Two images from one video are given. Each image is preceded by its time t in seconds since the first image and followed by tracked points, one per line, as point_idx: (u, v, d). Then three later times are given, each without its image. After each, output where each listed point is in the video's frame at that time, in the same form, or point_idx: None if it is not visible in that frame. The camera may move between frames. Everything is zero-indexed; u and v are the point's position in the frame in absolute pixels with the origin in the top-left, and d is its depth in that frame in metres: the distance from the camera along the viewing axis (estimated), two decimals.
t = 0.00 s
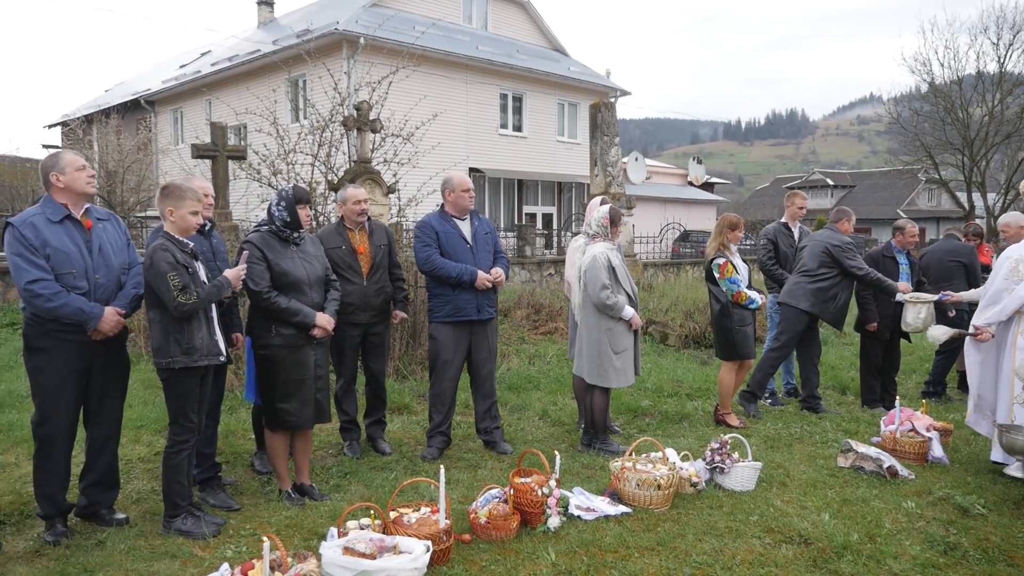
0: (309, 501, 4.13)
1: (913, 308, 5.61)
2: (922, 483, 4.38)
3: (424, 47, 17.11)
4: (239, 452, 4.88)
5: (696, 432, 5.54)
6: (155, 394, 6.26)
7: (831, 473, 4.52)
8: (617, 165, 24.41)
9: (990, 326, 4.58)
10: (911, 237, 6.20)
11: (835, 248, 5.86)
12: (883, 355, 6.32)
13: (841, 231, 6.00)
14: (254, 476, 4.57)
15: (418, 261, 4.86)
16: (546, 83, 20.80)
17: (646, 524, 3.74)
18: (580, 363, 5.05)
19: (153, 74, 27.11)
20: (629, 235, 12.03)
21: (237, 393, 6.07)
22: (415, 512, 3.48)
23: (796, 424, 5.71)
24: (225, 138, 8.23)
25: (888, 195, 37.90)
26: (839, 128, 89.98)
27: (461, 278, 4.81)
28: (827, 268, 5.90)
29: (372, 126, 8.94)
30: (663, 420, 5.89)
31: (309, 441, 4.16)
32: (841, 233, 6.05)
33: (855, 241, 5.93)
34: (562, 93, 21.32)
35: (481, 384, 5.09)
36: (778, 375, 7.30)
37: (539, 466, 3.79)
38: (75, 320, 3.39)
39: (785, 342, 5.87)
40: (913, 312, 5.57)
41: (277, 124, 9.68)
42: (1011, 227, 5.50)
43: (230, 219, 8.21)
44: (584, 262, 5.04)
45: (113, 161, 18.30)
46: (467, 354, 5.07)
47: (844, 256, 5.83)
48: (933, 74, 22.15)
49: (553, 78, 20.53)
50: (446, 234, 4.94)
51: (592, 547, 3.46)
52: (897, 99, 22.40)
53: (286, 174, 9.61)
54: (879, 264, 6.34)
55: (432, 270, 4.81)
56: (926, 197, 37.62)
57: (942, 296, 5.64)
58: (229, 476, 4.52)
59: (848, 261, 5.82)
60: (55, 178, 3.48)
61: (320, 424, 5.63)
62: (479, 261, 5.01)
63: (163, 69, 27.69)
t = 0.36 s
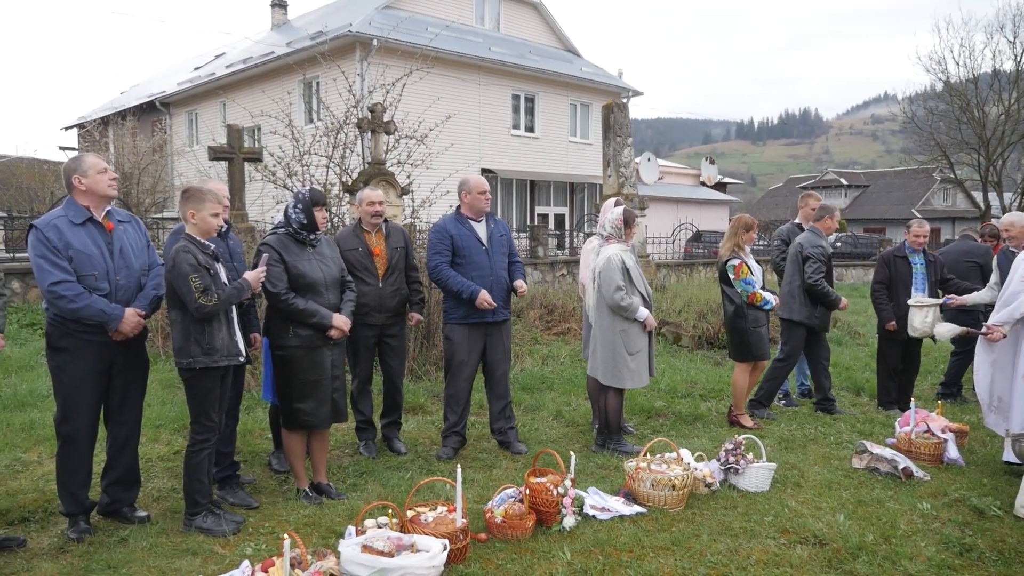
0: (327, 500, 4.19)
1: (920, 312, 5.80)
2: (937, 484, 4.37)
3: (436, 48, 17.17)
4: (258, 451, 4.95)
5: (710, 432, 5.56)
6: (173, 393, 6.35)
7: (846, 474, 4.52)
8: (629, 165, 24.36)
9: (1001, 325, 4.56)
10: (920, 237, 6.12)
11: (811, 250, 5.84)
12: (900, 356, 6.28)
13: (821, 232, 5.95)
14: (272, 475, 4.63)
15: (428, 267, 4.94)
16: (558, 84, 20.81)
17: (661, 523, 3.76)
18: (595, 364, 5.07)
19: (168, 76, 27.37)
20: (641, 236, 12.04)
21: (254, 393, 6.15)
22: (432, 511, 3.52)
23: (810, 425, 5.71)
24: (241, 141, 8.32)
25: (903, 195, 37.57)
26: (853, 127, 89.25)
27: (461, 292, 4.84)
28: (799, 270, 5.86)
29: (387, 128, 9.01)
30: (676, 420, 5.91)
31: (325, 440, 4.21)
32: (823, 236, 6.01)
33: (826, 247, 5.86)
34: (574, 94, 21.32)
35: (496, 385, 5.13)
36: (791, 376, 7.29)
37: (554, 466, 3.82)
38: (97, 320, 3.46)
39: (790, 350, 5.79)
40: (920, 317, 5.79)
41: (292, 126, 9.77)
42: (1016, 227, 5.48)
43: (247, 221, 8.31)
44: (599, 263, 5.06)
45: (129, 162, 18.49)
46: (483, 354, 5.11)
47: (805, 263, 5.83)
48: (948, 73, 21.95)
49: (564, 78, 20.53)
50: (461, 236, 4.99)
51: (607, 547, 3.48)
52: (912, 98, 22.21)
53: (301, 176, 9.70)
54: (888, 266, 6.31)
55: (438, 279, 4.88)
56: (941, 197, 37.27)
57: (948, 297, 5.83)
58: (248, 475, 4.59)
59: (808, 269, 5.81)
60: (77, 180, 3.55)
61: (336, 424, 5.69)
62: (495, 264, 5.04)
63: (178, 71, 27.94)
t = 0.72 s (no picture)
0: (341, 499, 4.22)
1: (933, 313, 5.75)
2: (950, 484, 4.37)
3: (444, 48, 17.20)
4: (271, 451, 4.99)
5: (721, 432, 5.57)
6: (186, 394, 6.40)
7: (858, 474, 4.53)
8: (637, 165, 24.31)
9: (1014, 325, 4.55)
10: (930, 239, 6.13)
11: (779, 248, 5.96)
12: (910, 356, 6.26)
13: (798, 228, 6.10)
14: (286, 475, 4.67)
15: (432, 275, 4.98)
16: (566, 84, 20.80)
17: (674, 523, 3.77)
18: (607, 364, 5.10)
19: (177, 78, 27.54)
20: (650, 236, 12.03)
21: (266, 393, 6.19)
22: (447, 510, 3.55)
23: (821, 426, 5.71)
24: (252, 143, 8.37)
25: (912, 194, 37.36)
26: (861, 126, 88.81)
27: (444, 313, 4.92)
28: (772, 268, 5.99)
29: (397, 129, 9.04)
30: (687, 420, 5.92)
31: (339, 439, 4.24)
32: (800, 232, 6.14)
33: (797, 241, 5.98)
34: (581, 94, 21.31)
35: (508, 385, 5.15)
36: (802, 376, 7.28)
37: (567, 466, 3.85)
38: (110, 328, 3.51)
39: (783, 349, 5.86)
40: (933, 318, 5.73)
41: (302, 128, 9.82)
42: None
43: (258, 222, 8.37)
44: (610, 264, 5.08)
45: (139, 164, 18.60)
46: (495, 354, 5.12)
47: (776, 259, 5.96)
48: (957, 72, 21.82)
49: (572, 79, 20.52)
50: (472, 237, 5.01)
51: (620, 546, 3.50)
52: (921, 97, 22.09)
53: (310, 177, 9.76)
54: (894, 266, 6.32)
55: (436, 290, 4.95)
56: (950, 196, 37.05)
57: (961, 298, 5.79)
58: (262, 474, 4.63)
59: (780, 264, 5.93)
60: (90, 189, 3.60)
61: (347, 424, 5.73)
62: (506, 265, 5.06)
63: (187, 73, 28.09)
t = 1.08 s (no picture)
0: (351, 498, 4.25)
1: (947, 313, 5.74)
2: (958, 484, 4.39)
3: (448, 49, 17.23)
4: (281, 450, 5.03)
5: (728, 432, 5.59)
6: (195, 393, 6.44)
7: (866, 474, 4.55)
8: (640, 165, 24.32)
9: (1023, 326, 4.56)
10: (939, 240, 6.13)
11: (773, 246, 6.07)
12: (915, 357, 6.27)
13: (792, 227, 6.15)
14: (296, 474, 4.70)
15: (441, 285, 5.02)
16: (570, 85, 20.81)
17: (683, 522, 3.80)
18: (615, 364, 5.12)
19: (182, 78, 27.60)
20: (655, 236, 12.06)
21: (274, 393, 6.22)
22: (458, 509, 3.58)
23: (827, 426, 5.73)
24: (259, 143, 8.41)
25: (915, 195, 37.33)
26: (864, 127, 88.73)
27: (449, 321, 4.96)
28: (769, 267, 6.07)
29: (403, 130, 9.07)
30: (694, 420, 5.94)
31: (349, 439, 4.27)
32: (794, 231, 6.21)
33: (790, 240, 6.07)
34: (585, 94, 21.32)
35: (516, 385, 5.18)
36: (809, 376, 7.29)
37: (577, 466, 3.88)
38: (116, 329, 3.54)
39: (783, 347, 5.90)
40: (946, 318, 5.73)
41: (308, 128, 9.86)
42: None
43: (265, 222, 8.41)
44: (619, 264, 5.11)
45: (144, 164, 18.64)
46: (503, 355, 5.16)
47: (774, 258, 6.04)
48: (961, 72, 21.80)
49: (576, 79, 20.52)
50: (480, 239, 5.04)
51: (631, 544, 3.53)
52: (925, 97, 22.07)
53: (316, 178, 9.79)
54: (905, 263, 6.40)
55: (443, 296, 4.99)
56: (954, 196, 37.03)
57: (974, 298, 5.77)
58: (272, 473, 4.66)
59: (778, 262, 6.01)
60: (98, 190, 3.63)
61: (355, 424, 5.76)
62: (514, 266, 5.08)
63: (191, 73, 28.15)
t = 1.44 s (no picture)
0: (358, 497, 4.29)
1: (961, 311, 5.69)
2: (961, 483, 4.42)
3: (449, 49, 17.25)
4: (288, 449, 5.06)
5: (733, 431, 5.62)
6: (201, 393, 6.48)
7: (870, 473, 4.58)
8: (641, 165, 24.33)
9: None
10: (937, 238, 6.22)
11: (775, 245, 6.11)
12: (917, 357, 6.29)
13: (796, 227, 6.20)
14: (303, 473, 4.73)
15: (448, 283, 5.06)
16: (571, 85, 20.83)
17: (689, 520, 3.83)
18: (620, 363, 5.15)
19: (184, 79, 27.62)
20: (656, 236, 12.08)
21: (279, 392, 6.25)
22: (467, 506, 3.61)
23: (830, 425, 5.76)
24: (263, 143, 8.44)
25: (916, 195, 37.35)
26: (864, 127, 88.79)
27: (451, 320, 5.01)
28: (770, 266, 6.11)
29: (406, 130, 9.10)
30: (698, 420, 5.97)
31: (357, 438, 4.30)
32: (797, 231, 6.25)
33: (793, 239, 6.11)
34: (586, 94, 21.33)
35: (521, 385, 5.21)
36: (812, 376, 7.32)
37: (584, 464, 3.91)
38: (124, 328, 3.57)
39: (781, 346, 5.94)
40: (961, 316, 5.66)
41: (311, 128, 9.89)
42: None
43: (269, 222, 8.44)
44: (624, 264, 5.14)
45: (145, 164, 18.65)
46: (509, 355, 5.19)
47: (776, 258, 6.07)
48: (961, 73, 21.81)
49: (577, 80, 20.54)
50: (486, 239, 5.07)
51: (638, 542, 3.57)
52: (925, 98, 22.09)
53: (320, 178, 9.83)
54: (898, 267, 6.37)
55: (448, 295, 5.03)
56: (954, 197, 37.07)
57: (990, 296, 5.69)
58: (280, 472, 4.69)
59: (780, 261, 6.04)
60: (106, 190, 3.67)
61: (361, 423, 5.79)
62: (519, 267, 5.11)
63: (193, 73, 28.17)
